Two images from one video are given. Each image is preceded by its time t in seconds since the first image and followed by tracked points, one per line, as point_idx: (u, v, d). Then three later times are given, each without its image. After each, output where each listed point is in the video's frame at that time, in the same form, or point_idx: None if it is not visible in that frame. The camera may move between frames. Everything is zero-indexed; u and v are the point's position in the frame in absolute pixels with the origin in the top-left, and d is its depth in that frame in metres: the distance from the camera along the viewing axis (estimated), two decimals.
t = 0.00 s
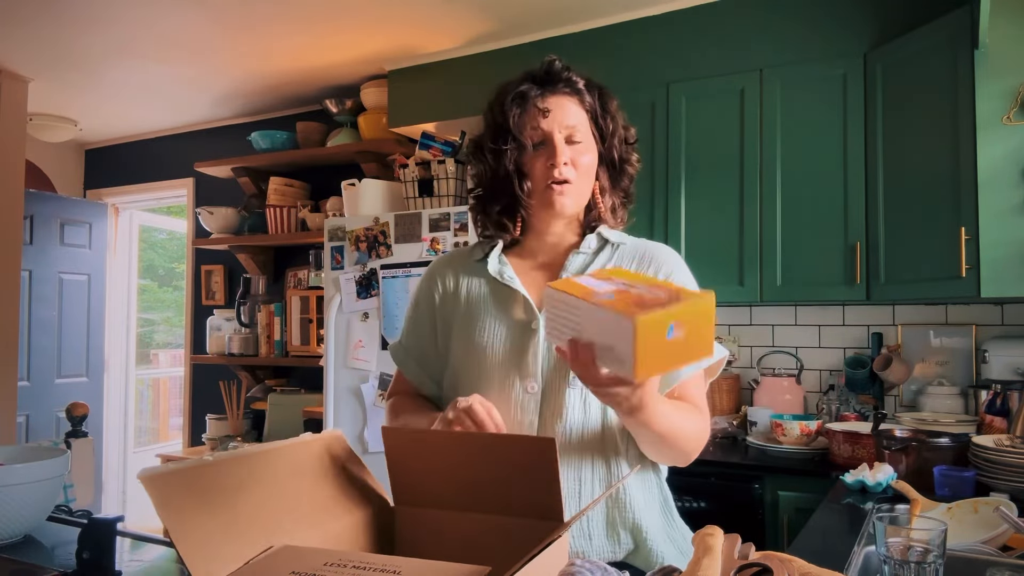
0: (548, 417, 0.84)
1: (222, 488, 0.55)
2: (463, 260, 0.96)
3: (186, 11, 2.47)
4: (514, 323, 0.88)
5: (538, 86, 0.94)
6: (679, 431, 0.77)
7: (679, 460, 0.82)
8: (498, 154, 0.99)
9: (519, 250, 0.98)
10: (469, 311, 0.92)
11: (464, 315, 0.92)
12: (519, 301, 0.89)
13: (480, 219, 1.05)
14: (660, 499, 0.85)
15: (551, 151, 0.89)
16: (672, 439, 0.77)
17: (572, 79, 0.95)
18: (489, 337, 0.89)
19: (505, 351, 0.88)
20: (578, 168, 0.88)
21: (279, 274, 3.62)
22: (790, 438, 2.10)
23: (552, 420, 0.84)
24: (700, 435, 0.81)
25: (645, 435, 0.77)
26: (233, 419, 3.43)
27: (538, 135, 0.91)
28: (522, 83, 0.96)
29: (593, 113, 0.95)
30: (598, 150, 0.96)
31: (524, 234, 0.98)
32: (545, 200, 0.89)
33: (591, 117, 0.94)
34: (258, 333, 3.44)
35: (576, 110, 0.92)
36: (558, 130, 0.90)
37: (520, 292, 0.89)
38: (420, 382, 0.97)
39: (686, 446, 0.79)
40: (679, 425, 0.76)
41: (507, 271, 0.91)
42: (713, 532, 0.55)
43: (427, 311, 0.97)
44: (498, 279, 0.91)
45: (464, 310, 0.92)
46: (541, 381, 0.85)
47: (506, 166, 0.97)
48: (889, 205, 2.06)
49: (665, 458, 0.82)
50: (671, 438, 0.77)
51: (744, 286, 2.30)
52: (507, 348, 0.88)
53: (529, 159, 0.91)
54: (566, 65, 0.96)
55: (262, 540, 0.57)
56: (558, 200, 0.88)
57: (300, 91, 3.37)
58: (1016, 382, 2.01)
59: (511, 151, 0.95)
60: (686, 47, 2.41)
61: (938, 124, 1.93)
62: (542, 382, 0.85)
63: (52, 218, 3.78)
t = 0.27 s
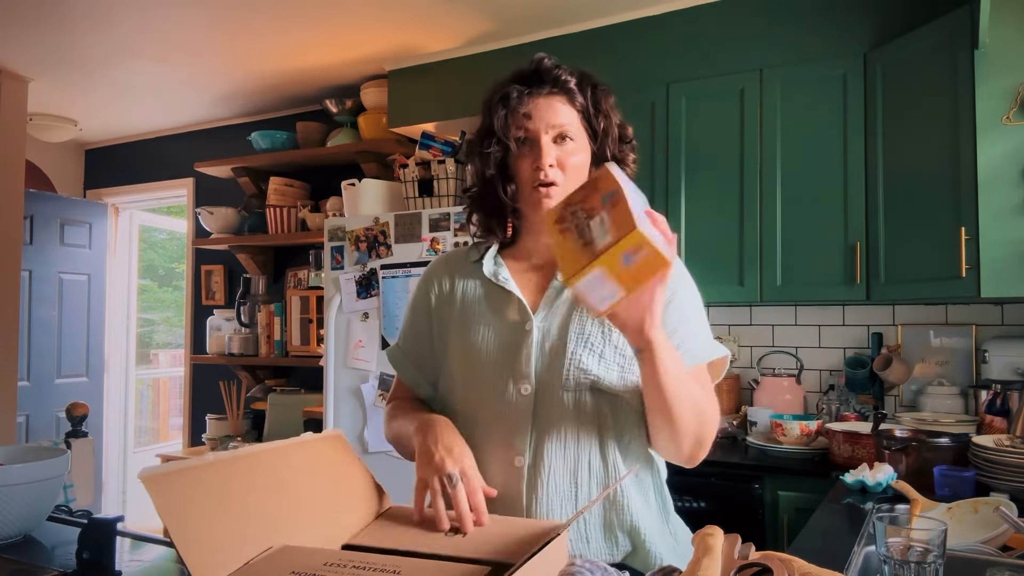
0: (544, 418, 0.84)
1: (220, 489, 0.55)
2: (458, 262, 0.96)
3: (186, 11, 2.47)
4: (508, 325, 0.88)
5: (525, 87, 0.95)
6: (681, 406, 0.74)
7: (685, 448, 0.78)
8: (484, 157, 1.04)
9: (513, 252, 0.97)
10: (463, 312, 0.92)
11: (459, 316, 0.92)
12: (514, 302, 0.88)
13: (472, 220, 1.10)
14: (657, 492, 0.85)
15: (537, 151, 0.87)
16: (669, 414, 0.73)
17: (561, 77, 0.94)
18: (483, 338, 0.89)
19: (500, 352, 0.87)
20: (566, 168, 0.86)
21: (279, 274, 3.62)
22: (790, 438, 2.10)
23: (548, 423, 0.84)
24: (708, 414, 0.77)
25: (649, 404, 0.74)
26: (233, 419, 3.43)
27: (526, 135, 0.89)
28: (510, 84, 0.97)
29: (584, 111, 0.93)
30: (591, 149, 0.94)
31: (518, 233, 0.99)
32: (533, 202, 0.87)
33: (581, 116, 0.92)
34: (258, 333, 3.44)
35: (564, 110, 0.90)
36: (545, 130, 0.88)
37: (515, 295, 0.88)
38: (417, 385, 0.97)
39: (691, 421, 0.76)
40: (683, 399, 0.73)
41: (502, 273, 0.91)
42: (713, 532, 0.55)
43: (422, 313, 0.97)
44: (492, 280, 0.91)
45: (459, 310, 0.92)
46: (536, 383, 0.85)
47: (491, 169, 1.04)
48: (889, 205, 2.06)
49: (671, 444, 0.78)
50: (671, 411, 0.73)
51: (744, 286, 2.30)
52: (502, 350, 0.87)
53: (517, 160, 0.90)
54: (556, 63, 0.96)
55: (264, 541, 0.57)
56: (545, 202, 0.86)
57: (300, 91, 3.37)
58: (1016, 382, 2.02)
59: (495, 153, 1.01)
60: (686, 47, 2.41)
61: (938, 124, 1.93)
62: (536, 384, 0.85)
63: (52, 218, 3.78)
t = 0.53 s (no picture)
0: (541, 420, 0.84)
1: (221, 490, 0.55)
2: (454, 262, 0.96)
3: (186, 11, 2.47)
4: (504, 326, 0.88)
5: (522, 86, 0.93)
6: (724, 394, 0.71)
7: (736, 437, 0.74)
8: (480, 158, 1.02)
9: (509, 252, 0.97)
10: (458, 312, 0.92)
11: (454, 317, 0.92)
12: (510, 303, 0.88)
13: (467, 219, 1.09)
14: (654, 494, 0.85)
15: (534, 152, 0.87)
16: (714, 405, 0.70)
17: (559, 76, 0.92)
18: (478, 339, 0.89)
19: (495, 352, 0.87)
20: (562, 170, 0.86)
21: (279, 274, 3.62)
22: (791, 438, 2.10)
23: (544, 424, 0.83)
24: (749, 400, 0.75)
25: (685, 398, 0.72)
26: (233, 419, 3.43)
27: (523, 135, 0.88)
28: (507, 82, 0.95)
29: (582, 111, 0.92)
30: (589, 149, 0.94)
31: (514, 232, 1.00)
32: (528, 203, 0.87)
33: (579, 116, 0.92)
34: (258, 333, 3.44)
35: (562, 110, 0.89)
36: (543, 131, 0.87)
37: (512, 295, 0.89)
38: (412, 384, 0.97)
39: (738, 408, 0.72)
40: (722, 388, 0.70)
41: (498, 273, 0.92)
42: (713, 532, 0.55)
43: (418, 313, 0.97)
44: (488, 280, 0.91)
45: (454, 310, 0.92)
46: (532, 384, 0.85)
47: (486, 170, 1.02)
48: (889, 206, 2.06)
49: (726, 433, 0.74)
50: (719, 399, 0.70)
51: (744, 286, 2.30)
52: (497, 350, 0.87)
53: (512, 161, 0.89)
54: (554, 60, 0.94)
55: (262, 540, 0.57)
56: (541, 204, 0.86)
57: (300, 91, 3.37)
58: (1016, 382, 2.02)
59: (490, 154, 0.99)
60: (686, 47, 2.41)
61: (938, 123, 1.93)
62: (533, 385, 0.85)
63: (52, 218, 3.78)
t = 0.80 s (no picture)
0: (542, 423, 0.84)
1: (219, 489, 0.55)
2: (454, 262, 0.96)
3: (186, 11, 2.47)
4: (505, 327, 0.88)
5: (521, 85, 0.93)
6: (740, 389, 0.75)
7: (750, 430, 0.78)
8: (478, 157, 1.01)
9: (509, 250, 0.98)
10: (459, 313, 0.92)
11: (454, 318, 0.92)
12: (512, 305, 0.88)
13: (467, 219, 1.08)
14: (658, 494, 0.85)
15: (534, 152, 0.87)
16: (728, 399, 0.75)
17: (558, 75, 0.92)
18: (480, 340, 0.89)
19: (497, 353, 0.88)
20: (562, 170, 0.86)
21: (279, 274, 3.63)
22: (790, 438, 2.10)
23: (546, 426, 0.83)
24: (761, 395, 0.79)
25: (704, 393, 0.76)
26: (233, 419, 3.43)
27: (522, 135, 0.88)
28: (506, 81, 0.95)
29: (581, 110, 0.92)
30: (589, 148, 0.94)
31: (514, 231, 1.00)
32: (529, 203, 0.87)
33: (579, 115, 0.92)
34: (258, 333, 3.44)
35: (562, 110, 0.89)
36: (542, 130, 0.87)
37: (514, 297, 0.89)
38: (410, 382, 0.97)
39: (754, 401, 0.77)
40: (739, 382, 0.75)
41: (499, 273, 0.91)
42: (713, 532, 0.55)
43: (417, 313, 0.97)
44: (488, 280, 0.91)
45: (455, 311, 0.92)
46: (535, 386, 0.85)
47: (484, 169, 1.01)
48: (889, 206, 2.06)
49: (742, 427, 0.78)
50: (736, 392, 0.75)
51: (744, 286, 2.30)
52: (498, 352, 0.88)
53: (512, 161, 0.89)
54: (553, 58, 0.94)
55: (263, 541, 0.57)
56: (541, 204, 0.86)
57: (300, 91, 3.37)
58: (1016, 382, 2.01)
59: (489, 154, 0.99)
60: (686, 47, 2.41)
61: (938, 123, 1.93)
62: (535, 389, 0.85)
63: (52, 218, 3.78)
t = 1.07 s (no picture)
0: (542, 424, 0.83)
1: (220, 489, 0.55)
2: (453, 262, 0.96)
3: (186, 11, 2.47)
4: (505, 328, 0.88)
5: (520, 86, 0.93)
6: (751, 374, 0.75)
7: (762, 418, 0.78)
8: (478, 159, 1.01)
9: (508, 251, 0.98)
10: (459, 313, 0.92)
11: (454, 318, 0.92)
12: (511, 306, 0.88)
13: (467, 220, 1.08)
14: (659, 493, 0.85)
15: (533, 154, 0.87)
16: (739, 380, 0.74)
17: (557, 76, 0.92)
18: (479, 340, 0.89)
19: (496, 353, 0.88)
20: (561, 172, 0.86)
21: (279, 274, 3.62)
22: (790, 438, 2.10)
23: (545, 427, 0.83)
24: (773, 388, 0.78)
25: (716, 384, 0.76)
26: (233, 419, 3.43)
27: (522, 137, 0.89)
28: (505, 82, 0.95)
29: (580, 111, 0.92)
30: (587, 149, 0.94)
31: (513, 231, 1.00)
32: (528, 205, 0.87)
33: (578, 115, 0.92)
34: (258, 333, 3.44)
35: (561, 111, 0.89)
36: (541, 132, 0.88)
37: (512, 298, 0.88)
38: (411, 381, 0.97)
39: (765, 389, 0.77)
40: (750, 365, 0.75)
41: (498, 273, 0.91)
42: (712, 532, 0.55)
43: (418, 313, 0.97)
44: (488, 281, 0.91)
45: (454, 311, 0.92)
46: (534, 388, 0.85)
47: (484, 171, 1.01)
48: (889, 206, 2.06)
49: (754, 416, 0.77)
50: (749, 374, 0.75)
51: (744, 286, 2.29)
52: (497, 352, 0.88)
53: (512, 163, 0.89)
54: (552, 59, 0.94)
55: (263, 541, 0.57)
56: (540, 206, 0.86)
57: (300, 91, 3.37)
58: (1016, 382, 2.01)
59: (489, 156, 0.99)
60: (686, 47, 2.41)
61: (938, 123, 1.93)
62: (534, 390, 0.84)
63: (52, 218, 3.78)
